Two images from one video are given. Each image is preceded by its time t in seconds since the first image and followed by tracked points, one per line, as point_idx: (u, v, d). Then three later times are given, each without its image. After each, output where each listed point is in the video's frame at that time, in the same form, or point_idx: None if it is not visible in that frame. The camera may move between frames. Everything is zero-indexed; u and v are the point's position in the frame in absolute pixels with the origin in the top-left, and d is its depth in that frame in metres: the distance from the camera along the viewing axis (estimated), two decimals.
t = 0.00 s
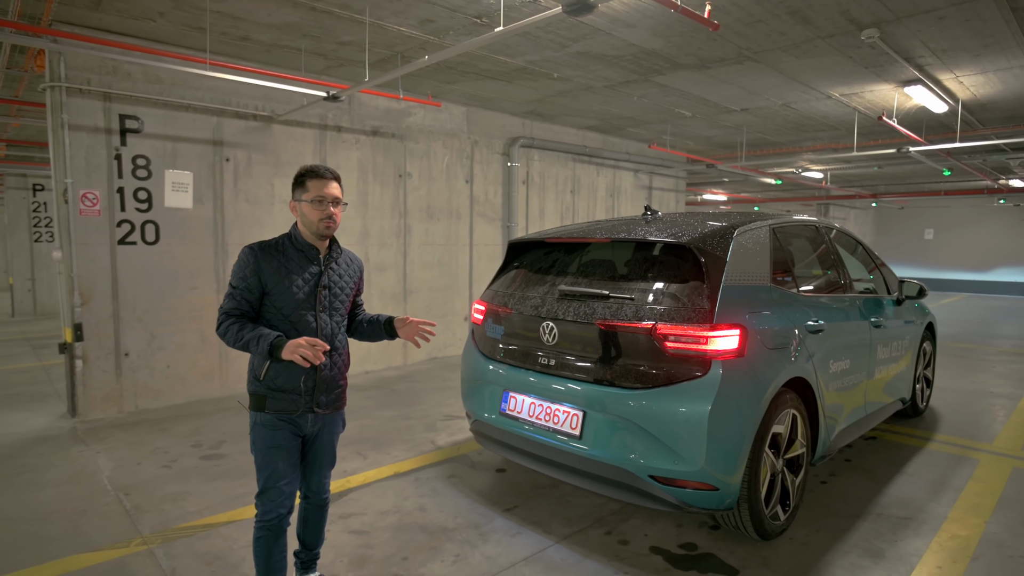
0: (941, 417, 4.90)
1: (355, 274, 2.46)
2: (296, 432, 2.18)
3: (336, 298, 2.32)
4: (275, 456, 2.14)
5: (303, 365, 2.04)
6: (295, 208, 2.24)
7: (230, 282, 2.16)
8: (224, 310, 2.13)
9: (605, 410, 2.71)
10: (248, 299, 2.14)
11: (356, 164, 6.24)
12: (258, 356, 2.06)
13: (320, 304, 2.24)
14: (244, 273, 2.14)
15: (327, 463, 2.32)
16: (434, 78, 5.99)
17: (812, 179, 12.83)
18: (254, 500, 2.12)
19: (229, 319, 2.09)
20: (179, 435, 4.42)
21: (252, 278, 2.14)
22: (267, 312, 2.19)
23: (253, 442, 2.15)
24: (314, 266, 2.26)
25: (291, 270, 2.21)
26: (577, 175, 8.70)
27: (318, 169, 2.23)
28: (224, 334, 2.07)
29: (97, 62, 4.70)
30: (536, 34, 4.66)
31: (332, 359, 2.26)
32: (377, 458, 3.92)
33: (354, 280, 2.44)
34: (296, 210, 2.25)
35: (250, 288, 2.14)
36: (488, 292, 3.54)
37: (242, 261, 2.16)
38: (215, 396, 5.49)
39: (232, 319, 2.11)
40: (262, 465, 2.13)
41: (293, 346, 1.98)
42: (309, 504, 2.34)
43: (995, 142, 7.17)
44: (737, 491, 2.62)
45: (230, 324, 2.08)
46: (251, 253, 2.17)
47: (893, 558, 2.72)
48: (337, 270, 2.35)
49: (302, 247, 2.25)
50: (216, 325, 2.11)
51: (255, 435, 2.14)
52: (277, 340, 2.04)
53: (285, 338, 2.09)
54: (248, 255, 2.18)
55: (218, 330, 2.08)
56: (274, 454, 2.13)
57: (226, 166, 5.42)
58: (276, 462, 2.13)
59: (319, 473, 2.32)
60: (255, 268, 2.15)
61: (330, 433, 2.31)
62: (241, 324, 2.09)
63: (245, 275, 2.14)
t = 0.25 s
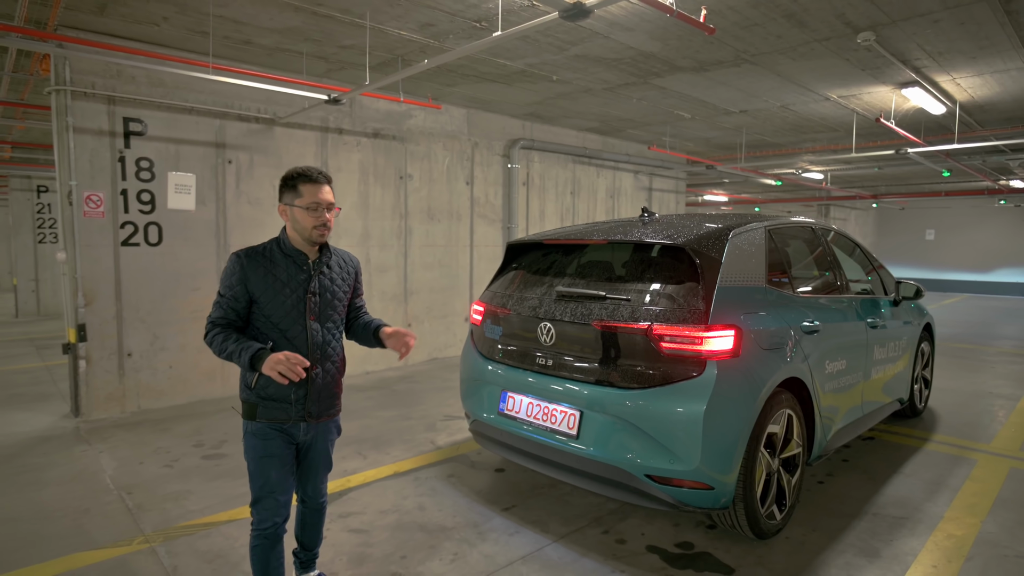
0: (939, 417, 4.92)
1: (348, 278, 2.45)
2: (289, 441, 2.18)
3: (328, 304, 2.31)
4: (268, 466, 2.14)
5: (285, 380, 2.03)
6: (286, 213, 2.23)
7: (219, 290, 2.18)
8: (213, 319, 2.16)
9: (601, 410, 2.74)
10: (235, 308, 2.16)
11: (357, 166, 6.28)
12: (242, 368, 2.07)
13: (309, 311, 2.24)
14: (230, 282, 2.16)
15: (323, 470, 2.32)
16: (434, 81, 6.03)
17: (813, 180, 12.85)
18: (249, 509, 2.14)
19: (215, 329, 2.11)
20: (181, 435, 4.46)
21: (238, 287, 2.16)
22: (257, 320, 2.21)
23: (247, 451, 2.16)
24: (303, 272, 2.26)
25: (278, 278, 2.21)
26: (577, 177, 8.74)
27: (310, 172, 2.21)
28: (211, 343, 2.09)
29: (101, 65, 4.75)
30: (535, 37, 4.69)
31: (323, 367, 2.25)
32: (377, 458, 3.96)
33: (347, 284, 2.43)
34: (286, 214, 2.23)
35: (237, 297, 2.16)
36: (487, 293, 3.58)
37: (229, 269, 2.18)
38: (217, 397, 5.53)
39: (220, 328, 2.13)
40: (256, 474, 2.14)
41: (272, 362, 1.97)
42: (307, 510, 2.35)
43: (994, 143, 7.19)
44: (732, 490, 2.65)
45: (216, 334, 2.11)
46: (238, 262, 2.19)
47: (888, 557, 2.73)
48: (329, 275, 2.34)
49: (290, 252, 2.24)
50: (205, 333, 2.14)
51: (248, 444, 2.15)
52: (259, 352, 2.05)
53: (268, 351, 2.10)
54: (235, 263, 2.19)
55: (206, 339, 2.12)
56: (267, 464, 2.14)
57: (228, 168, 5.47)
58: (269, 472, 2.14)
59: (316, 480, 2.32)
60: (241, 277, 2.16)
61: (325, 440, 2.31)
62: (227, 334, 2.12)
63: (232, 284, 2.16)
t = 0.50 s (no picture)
0: (939, 420, 4.93)
1: (340, 277, 2.38)
2: (289, 448, 2.15)
3: (320, 305, 2.24)
4: (268, 475, 2.11)
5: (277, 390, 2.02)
6: (281, 215, 2.14)
7: (205, 296, 2.10)
8: (200, 326, 2.09)
9: (601, 410, 2.77)
10: (222, 315, 2.08)
11: (361, 170, 6.35)
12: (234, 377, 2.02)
13: (300, 313, 2.17)
14: (216, 287, 2.08)
15: (326, 474, 2.29)
16: (437, 86, 6.10)
17: (814, 184, 12.89)
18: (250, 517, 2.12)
19: (203, 338, 2.04)
20: (186, 436, 4.51)
21: (224, 292, 2.08)
22: (246, 325, 2.14)
23: (245, 461, 2.12)
24: (292, 273, 2.18)
25: (265, 281, 2.14)
26: (579, 181, 8.79)
27: (303, 172, 2.18)
28: (199, 353, 2.03)
29: (109, 72, 4.83)
30: (537, 43, 4.75)
31: (317, 371, 2.20)
32: (380, 459, 4.00)
33: (339, 283, 2.36)
34: (281, 217, 2.14)
35: (224, 303, 2.09)
36: (489, 295, 3.62)
37: (214, 274, 2.10)
38: (222, 399, 5.58)
39: (207, 336, 2.06)
40: (255, 483, 2.11)
41: (263, 372, 1.95)
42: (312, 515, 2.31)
43: (994, 148, 7.22)
44: (731, 490, 2.68)
45: (204, 343, 2.04)
46: (223, 266, 2.11)
47: (886, 556, 2.75)
48: (319, 275, 2.27)
49: (277, 253, 2.17)
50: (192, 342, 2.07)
51: (246, 454, 2.11)
52: (249, 361, 2.00)
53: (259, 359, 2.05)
54: (219, 268, 2.11)
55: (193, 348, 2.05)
56: (266, 473, 2.11)
57: (234, 172, 5.54)
58: (268, 481, 2.11)
59: (319, 485, 2.29)
60: (227, 282, 2.09)
61: (325, 444, 2.28)
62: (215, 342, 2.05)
63: (217, 290, 2.08)
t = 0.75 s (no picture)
0: (936, 419, 4.98)
1: (335, 275, 2.40)
2: (289, 450, 2.15)
3: (318, 304, 2.25)
4: (267, 477, 2.12)
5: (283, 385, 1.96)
6: (263, 211, 2.17)
7: (200, 297, 2.10)
8: (196, 327, 2.06)
9: (597, 408, 2.84)
10: (219, 314, 2.07)
11: (364, 173, 6.43)
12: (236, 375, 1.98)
13: (299, 312, 2.18)
14: (213, 287, 2.07)
15: (331, 475, 2.28)
16: (439, 90, 6.18)
17: (815, 186, 12.93)
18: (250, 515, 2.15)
19: (200, 337, 2.02)
20: (192, 434, 4.59)
21: (222, 291, 2.08)
22: (244, 326, 2.13)
23: (245, 462, 2.14)
24: (288, 272, 2.19)
25: (262, 279, 2.14)
26: (580, 184, 8.87)
27: (285, 167, 2.17)
28: (196, 353, 2.00)
29: (117, 77, 4.92)
30: (537, 48, 4.83)
31: (316, 370, 2.22)
32: (383, 457, 4.07)
33: (335, 281, 2.38)
34: (264, 212, 2.18)
35: (222, 302, 2.08)
36: (489, 296, 3.70)
37: (210, 274, 2.09)
38: (226, 398, 5.66)
39: (205, 336, 2.04)
40: (255, 483, 2.13)
41: (271, 364, 1.90)
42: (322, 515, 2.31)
43: (992, 150, 7.26)
44: (724, 485, 2.74)
45: (202, 342, 2.01)
46: (219, 266, 2.10)
47: (877, 551, 2.81)
48: (316, 273, 2.29)
49: (273, 251, 2.19)
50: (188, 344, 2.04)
51: (247, 456, 2.13)
52: (253, 356, 1.97)
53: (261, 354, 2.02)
54: (215, 268, 2.11)
55: (189, 350, 2.02)
56: (265, 474, 2.12)
57: (239, 175, 5.63)
58: (267, 483, 2.12)
59: (326, 486, 2.28)
60: (224, 281, 2.08)
61: (329, 444, 2.26)
62: (213, 341, 2.02)
63: (214, 289, 2.07)
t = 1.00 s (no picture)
0: (930, 417, 5.05)
1: (339, 274, 2.44)
2: (294, 445, 2.14)
3: (321, 301, 2.29)
4: (273, 472, 2.11)
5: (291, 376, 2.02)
6: (267, 208, 2.25)
7: (205, 295, 2.15)
8: (201, 324, 2.11)
9: (592, 403, 2.92)
10: (224, 311, 2.12)
11: (366, 175, 6.53)
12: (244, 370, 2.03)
13: (301, 309, 2.21)
14: (218, 285, 2.13)
15: (340, 472, 2.24)
16: (440, 93, 6.27)
17: (815, 187, 12.98)
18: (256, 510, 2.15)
19: (206, 333, 2.06)
20: (198, 431, 4.68)
21: (226, 289, 2.13)
22: (249, 323, 2.18)
23: (251, 458, 2.14)
24: (291, 270, 2.23)
25: (266, 277, 2.18)
26: (580, 184, 8.95)
27: (292, 168, 2.21)
28: (202, 348, 2.05)
29: (124, 81, 5.02)
30: (536, 52, 4.92)
31: (321, 367, 2.22)
32: (384, 452, 4.16)
33: (338, 280, 2.42)
34: (268, 210, 2.25)
35: (226, 299, 2.13)
36: (488, 295, 3.77)
37: (215, 272, 2.14)
38: (231, 396, 5.76)
39: (210, 332, 2.09)
40: (260, 478, 2.12)
41: (278, 356, 1.94)
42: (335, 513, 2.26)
43: (989, 150, 7.32)
44: (715, 477, 2.82)
45: (207, 338, 2.06)
46: (223, 264, 2.15)
47: (864, 543, 2.88)
48: (319, 272, 2.32)
49: (276, 250, 2.22)
50: (194, 341, 2.09)
51: (252, 451, 2.13)
52: (259, 350, 2.02)
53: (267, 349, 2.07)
54: (219, 266, 2.16)
55: (196, 347, 2.06)
56: (270, 469, 2.11)
57: (243, 177, 5.74)
58: (273, 477, 2.12)
59: (336, 483, 2.24)
60: (229, 279, 2.13)
61: (336, 440, 2.24)
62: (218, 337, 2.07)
63: (219, 286, 2.12)
